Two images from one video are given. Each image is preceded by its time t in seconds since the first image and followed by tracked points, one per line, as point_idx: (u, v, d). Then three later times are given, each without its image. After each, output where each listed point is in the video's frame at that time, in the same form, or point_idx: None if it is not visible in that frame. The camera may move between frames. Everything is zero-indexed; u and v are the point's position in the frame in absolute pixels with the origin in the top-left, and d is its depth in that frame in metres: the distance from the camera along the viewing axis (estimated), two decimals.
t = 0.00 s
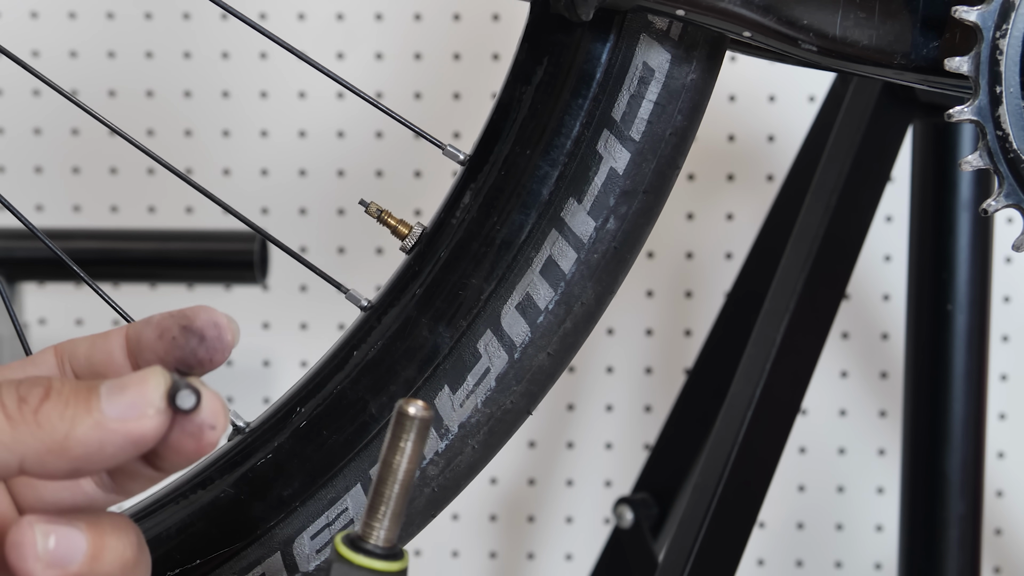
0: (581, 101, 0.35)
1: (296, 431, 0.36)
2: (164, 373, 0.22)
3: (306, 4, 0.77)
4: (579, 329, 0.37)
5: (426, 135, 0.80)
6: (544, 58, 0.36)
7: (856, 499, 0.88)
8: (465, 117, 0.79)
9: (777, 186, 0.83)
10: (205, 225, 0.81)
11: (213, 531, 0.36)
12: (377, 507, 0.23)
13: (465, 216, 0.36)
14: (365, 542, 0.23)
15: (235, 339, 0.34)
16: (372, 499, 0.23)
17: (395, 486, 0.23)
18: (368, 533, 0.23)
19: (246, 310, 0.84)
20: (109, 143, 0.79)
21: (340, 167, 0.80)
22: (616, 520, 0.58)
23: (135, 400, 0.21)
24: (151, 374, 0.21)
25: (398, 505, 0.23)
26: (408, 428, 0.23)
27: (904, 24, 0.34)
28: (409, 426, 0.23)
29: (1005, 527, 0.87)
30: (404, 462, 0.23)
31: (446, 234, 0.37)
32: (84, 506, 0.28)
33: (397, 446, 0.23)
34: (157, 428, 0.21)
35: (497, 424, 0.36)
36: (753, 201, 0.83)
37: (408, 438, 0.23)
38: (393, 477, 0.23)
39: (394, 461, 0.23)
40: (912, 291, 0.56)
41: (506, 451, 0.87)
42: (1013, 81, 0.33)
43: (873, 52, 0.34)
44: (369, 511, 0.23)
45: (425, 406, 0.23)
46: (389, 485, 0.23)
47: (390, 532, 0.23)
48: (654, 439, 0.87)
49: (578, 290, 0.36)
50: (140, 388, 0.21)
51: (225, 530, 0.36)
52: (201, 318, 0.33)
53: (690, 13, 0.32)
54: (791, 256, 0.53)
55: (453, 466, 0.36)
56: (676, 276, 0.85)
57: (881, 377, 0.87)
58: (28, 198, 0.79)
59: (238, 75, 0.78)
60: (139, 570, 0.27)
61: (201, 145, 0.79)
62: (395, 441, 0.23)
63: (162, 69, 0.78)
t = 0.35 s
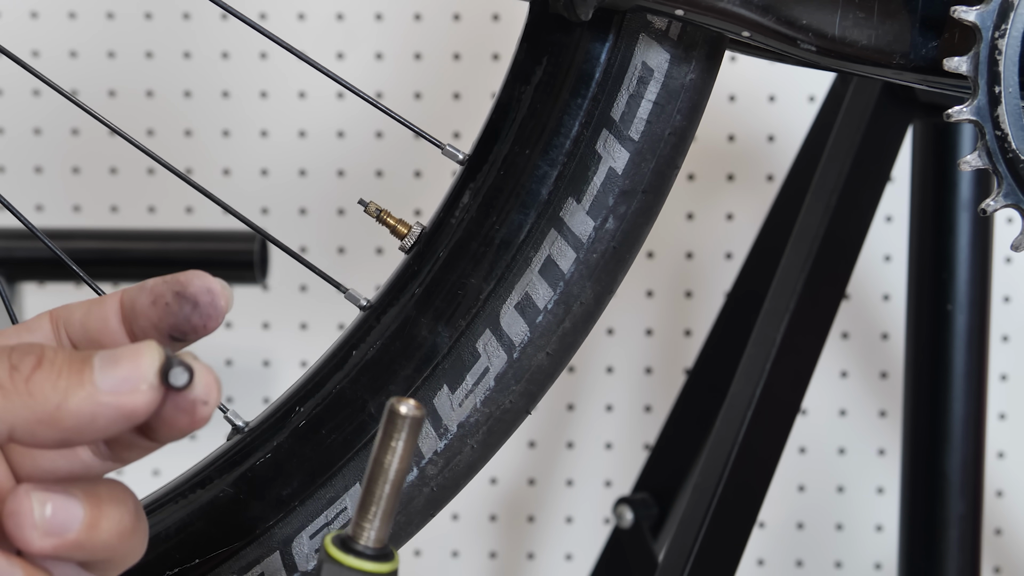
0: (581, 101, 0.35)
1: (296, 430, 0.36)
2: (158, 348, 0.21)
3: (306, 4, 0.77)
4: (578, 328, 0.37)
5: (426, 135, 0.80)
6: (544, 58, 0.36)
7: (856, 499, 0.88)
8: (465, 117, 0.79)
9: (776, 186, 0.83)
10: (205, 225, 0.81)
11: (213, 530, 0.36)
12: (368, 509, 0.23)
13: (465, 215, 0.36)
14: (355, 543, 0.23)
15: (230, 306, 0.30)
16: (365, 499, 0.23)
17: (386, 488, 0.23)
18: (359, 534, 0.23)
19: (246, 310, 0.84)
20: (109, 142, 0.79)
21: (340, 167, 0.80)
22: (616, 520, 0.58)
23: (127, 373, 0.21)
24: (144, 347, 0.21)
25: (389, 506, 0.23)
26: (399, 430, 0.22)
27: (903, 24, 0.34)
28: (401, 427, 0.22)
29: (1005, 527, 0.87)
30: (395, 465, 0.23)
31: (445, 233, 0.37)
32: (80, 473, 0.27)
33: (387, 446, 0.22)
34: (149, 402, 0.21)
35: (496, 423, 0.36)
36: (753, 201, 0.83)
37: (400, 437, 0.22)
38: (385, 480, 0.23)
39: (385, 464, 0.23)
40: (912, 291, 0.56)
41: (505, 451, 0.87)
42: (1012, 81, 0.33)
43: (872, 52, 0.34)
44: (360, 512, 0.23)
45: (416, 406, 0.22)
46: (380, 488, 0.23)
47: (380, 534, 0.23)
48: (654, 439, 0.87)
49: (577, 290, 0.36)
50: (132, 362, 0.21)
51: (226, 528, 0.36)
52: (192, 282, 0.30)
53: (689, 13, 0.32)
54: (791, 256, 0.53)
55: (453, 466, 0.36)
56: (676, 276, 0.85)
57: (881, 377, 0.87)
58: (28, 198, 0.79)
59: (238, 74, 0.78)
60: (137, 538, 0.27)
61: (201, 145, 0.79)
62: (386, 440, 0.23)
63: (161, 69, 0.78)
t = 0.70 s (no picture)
0: (581, 101, 0.35)
1: (296, 430, 0.36)
2: (138, 363, 0.20)
3: (306, 4, 0.77)
4: (579, 328, 0.37)
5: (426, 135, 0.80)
6: (544, 58, 0.36)
7: (856, 499, 0.88)
8: (465, 117, 0.79)
9: (777, 186, 0.83)
10: (205, 224, 0.81)
11: (213, 530, 0.35)
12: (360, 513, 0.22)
13: (465, 216, 0.36)
14: (347, 548, 0.22)
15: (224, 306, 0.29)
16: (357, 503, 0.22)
17: (380, 492, 0.22)
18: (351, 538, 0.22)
19: (246, 310, 0.84)
20: (109, 142, 0.79)
21: (340, 167, 0.80)
22: (616, 520, 0.58)
23: (105, 384, 0.20)
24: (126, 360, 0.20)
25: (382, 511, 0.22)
26: (395, 432, 0.22)
27: (904, 24, 0.34)
28: (397, 430, 0.22)
29: (1005, 527, 0.87)
30: (389, 467, 0.22)
31: (446, 233, 0.37)
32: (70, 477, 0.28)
33: (382, 449, 0.22)
34: (118, 418, 0.20)
35: (497, 424, 0.36)
36: (753, 201, 0.83)
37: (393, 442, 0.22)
38: (377, 485, 0.22)
39: (379, 466, 0.22)
40: (912, 291, 0.56)
41: (505, 451, 0.87)
42: (1013, 81, 0.33)
43: (873, 52, 0.34)
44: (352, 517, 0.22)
45: (412, 408, 0.22)
46: (373, 491, 0.22)
47: (372, 538, 0.22)
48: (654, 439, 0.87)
49: (578, 290, 0.36)
50: (111, 373, 0.20)
51: (227, 529, 0.35)
52: (185, 281, 0.29)
53: (690, 13, 0.32)
54: (791, 256, 0.53)
55: (453, 466, 0.36)
56: (676, 277, 0.85)
57: (881, 377, 0.87)
58: (28, 198, 0.79)
59: (238, 74, 0.78)
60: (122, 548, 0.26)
61: (201, 145, 0.79)
62: (381, 443, 0.22)
63: (161, 69, 0.78)
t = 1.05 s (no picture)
0: (581, 101, 0.35)
1: (296, 429, 0.36)
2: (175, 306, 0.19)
3: (306, 4, 0.77)
4: (578, 328, 0.37)
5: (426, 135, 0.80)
6: (544, 58, 0.35)
7: (856, 499, 0.88)
8: (464, 117, 0.79)
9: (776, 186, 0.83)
10: (204, 225, 0.81)
11: (213, 528, 0.35)
12: None
13: (465, 215, 0.36)
14: None
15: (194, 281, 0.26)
16: None
17: None
18: None
19: (246, 310, 0.84)
20: (109, 143, 0.79)
21: (340, 167, 0.80)
22: (616, 520, 0.58)
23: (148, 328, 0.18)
24: (121, 319, 0.18)
25: None
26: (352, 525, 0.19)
27: (904, 24, 0.34)
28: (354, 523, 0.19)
29: (1005, 527, 0.87)
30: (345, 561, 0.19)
31: (445, 232, 0.37)
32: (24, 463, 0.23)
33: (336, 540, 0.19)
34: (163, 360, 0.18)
35: (497, 424, 0.36)
36: (753, 201, 0.83)
37: (357, 503, 0.19)
38: None
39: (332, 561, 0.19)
40: (912, 291, 0.56)
41: (505, 451, 0.87)
42: (1013, 81, 0.33)
43: (873, 52, 0.34)
44: None
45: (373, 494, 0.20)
46: None
47: None
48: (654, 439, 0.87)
49: (577, 290, 0.36)
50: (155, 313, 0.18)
51: (226, 527, 0.35)
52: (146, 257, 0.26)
53: (690, 13, 0.32)
54: (791, 256, 0.53)
55: (453, 465, 0.36)
56: (676, 277, 0.85)
57: (881, 377, 0.87)
58: (28, 198, 0.79)
59: (238, 75, 0.78)
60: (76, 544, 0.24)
61: (201, 145, 0.79)
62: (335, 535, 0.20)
63: (161, 69, 0.78)
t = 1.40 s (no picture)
0: (581, 101, 0.35)
1: (295, 429, 0.36)
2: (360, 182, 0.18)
3: (306, 4, 0.77)
4: (579, 328, 0.37)
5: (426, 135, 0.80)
6: (544, 58, 0.35)
7: (856, 499, 0.88)
8: (465, 117, 0.79)
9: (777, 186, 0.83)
10: (204, 225, 0.81)
11: (212, 528, 0.35)
12: None
13: (464, 215, 0.36)
14: None
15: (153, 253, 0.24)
16: None
17: None
18: None
19: (246, 310, 0.84)
20: (109, 143, 0.79)
21: (340, 167, 0.80)
22: (616, 520, 0.58)
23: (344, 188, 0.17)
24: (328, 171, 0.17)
25: None
26: None
27: (904, 24, 0.34)
28: None
29: (1005, 527, 0.87)
30: None
31: (445, 233, 0.37)
32: None
33: None
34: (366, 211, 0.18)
35: (497, 424, 0.36)
36: (753, 201, 0.83)
37: None
38: None
39: None
40: (912, 292, 0.56)
41: (505, 451, 0.87)
42: (1013, 81, 0.32)
43: (873, 52, 0.34)
44: None
45: None
46: None
47: None
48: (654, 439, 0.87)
49: (578, 290, 0.36)
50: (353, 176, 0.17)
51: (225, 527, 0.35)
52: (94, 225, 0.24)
53: (690, 13, 0.32)
54: (791, 256, 0.53)
55: (453, 466, 0.36)
56: (676, 277, 0.85)
57: (881, 377, 0.87)
58: (28, 198, 0.79)
59: (238, 75, 0.78)
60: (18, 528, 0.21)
61: (201, 145, 0.79)
62: None
63: (161, 70, 0.78)
